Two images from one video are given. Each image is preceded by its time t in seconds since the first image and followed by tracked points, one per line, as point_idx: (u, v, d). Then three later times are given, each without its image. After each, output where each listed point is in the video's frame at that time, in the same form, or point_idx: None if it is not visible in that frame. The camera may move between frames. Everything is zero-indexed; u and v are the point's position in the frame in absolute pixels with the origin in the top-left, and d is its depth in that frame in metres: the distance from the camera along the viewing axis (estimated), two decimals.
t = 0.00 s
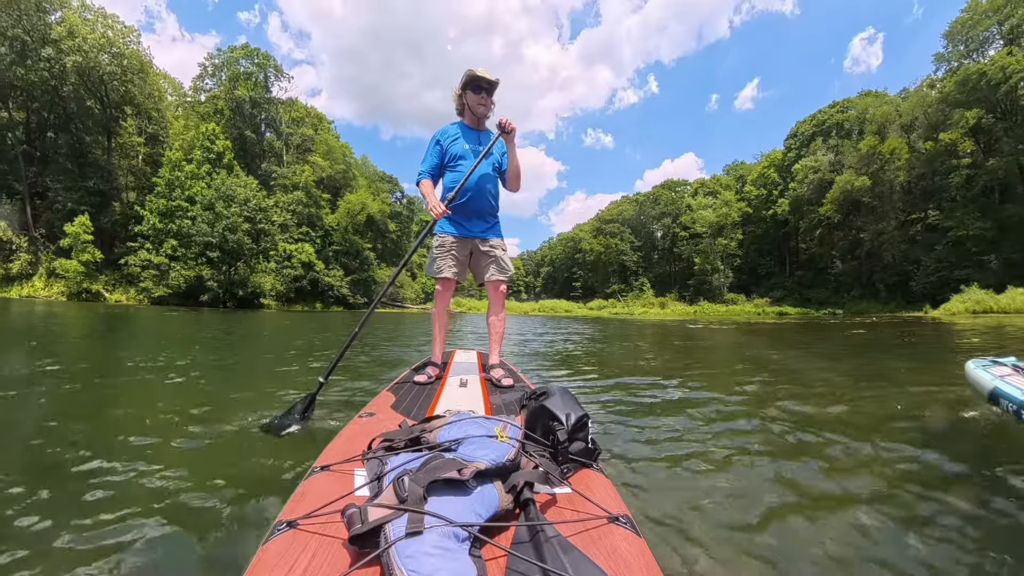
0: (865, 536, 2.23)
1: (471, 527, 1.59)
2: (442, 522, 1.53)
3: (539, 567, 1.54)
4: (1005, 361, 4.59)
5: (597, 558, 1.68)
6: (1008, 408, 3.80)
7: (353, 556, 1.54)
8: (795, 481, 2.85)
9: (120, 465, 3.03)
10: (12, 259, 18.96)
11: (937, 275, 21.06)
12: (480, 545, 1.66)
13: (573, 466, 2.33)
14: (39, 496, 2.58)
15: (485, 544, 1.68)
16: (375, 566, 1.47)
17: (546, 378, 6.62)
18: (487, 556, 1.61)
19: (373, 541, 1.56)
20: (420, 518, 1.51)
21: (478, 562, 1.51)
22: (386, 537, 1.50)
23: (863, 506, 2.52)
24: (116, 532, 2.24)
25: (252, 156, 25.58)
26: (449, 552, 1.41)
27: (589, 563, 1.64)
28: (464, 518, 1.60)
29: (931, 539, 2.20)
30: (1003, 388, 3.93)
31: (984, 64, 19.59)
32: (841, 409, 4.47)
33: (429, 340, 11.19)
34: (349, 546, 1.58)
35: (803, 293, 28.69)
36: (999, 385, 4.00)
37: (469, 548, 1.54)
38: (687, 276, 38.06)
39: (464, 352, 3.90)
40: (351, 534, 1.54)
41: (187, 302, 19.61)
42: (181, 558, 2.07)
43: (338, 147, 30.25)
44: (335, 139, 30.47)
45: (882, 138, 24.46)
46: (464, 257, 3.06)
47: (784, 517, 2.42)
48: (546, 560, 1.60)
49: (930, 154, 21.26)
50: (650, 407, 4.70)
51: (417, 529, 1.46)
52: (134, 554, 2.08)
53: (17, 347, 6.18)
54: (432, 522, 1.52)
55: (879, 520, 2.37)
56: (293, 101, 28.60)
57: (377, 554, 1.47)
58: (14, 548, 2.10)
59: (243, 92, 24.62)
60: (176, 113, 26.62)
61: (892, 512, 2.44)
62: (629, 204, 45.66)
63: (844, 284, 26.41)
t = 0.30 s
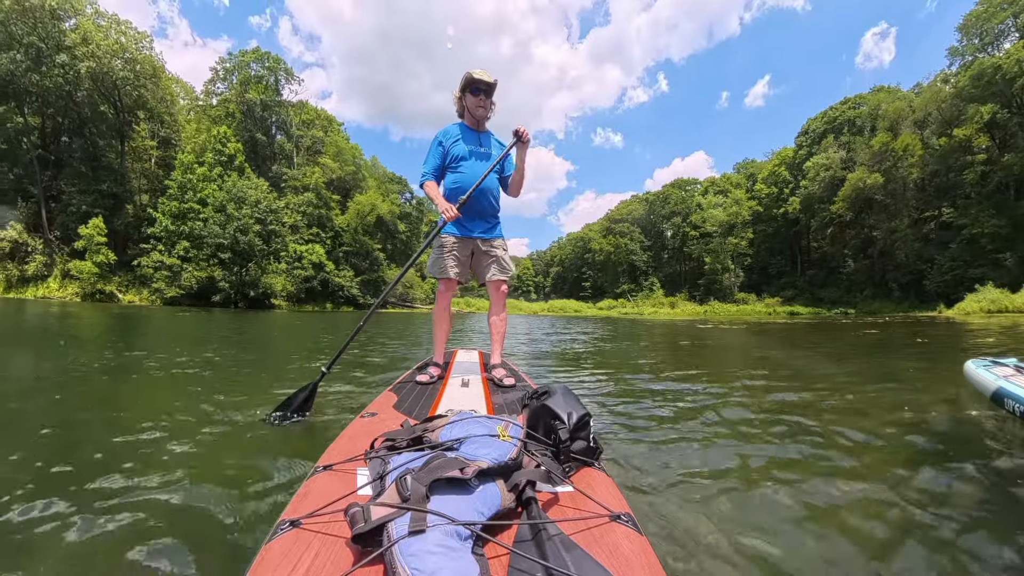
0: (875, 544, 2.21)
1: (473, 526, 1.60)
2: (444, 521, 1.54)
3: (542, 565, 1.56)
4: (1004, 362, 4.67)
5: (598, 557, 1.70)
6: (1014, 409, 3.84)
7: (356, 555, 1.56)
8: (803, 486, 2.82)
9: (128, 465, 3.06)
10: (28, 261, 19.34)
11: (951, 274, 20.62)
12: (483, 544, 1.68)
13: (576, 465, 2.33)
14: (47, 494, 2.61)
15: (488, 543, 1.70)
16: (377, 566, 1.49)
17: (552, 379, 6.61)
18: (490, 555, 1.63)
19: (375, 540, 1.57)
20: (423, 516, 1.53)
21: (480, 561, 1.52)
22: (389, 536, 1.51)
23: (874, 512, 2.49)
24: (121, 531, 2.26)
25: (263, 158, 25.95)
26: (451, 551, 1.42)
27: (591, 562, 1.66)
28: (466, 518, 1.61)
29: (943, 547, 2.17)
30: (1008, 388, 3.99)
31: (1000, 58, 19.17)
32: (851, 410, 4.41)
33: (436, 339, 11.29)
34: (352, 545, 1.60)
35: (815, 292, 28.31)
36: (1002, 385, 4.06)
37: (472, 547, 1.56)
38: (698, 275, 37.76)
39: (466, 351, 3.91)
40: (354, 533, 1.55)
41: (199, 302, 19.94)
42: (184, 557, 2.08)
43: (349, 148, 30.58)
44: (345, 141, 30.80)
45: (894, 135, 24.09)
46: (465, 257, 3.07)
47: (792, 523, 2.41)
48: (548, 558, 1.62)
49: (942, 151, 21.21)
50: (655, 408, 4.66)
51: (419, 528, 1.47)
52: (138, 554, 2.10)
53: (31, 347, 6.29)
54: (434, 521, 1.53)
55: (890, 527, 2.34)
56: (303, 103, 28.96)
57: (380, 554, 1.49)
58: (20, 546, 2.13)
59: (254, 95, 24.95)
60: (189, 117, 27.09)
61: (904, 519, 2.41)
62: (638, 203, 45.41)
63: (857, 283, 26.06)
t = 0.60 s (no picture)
0: (888, 548, 2.17)
1: (476, 526, 1.62)
2: (447, 522, 1.55)
3: (545, 565, 1.57)
4: (1006, 366, 4.75)
5: (601, 558, 1.71)
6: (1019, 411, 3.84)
7: (359, 556, 1.57)
8: (814, 488, 2.78)
9: (134, 466, 3.08)
10: (42, 262, 19.73)
11: (965, 273, 20.19)
12: (486, 544, 1.69)
13: (578, 464, 2.33)
14: (53, 493, 2.64)
15: (491, 543, 1.72)
16: (380, 566, 1.50)
17: (558, 379, 6.59)
18: (493, 555, 1.65)
19: (378, 540, 1.59)
20: (425, 517, 1.54)
21: (483, 561, 1.54)
22: (392, 537, 1.52)
23: (885, 515, 2.45)
24: (125, 533, 2.27)
25: (273, 160, 26.31)
26: (454, 551, 1.43)
27: (594, 563, 1.67)
28: (469, 518, 1.63)
29: (955, 552, 2.13)
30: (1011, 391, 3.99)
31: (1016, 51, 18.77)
32: (863, 413, 4.33)
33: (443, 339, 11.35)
34: (355, 546, 1.61)
35: (827, 292, 27.91)
36: (1009, 390, 4.05)
37: (474, 547, 1.57)
38: (708, 275, 37.43)
39: (467, 351, 3.91)
40: (356, 535, 1.56)
41: (210, 302, 20.26)
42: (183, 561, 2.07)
43: (358, 149, 30.88)
44: (355, 143, 31.11)
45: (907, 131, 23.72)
46: (467, 257, 3.08)
47: (801, 524, 2.38)
48: (551, 558, 1.63)
49: (956, 147, 21.12)
50: (662, 409, 4.62)
51: (423, 528, 1.49)
52: (139, 559, 2.09)
53: (44, 348, 6.40)
54: (437, 522, 1.55)
55: (904, 531, 2.29)
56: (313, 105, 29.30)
57: (382, 554, 1.50)
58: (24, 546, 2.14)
59: (265, 98, 25.28)
60: (200, 120, 27.52)
61: (919, 523, 2.36)
62: (647, 202, 45.14)
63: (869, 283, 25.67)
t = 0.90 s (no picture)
0: (899, 554, 2.12)
1: (478, 527, 1.62)
2: (450, 522, 1.56)
3: (548, 565, 1.57)
4: (1010, 366, 4.63)
5: (604, 557, 1.71)
6: None
7: (362, 557, 1.57)
8: (824, 493, 2.73)
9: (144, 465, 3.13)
10: (56, 264, 20.11)
11: (980, 271, 19.76)
12: (490, 545, 1.71)
13: (580, 463, 2.31)
14: (65, 492, 2.69)
15: (495, 543, 1.73)
16: (384, 568, 1.50)
17: (564, 379, 6.58)
18: (496, 555, 1.66)
19: (381, 542, 1.59)
20: (428, 518, 1.55)
21: (486, 562, 1.55)
22: (395, 538, 1.53)
23: (899, 521, 2.39)
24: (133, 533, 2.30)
25: (283, 162, 26.62)
26: (457, 552, 1.43)
27: (598, 562, 1.67)
28: (471, 518, 1.64)
29: (971, 560, 2.08)
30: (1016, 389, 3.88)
31: None
32: (874, 415, 4.26)
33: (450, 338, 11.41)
34: (358, 547, 1.61)
35: (839, 291, 27.54)
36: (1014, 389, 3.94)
37: (478, 548, 1.58)
38: (718, 274, 37.12)
39: (469, 352, 3.92)
40: (359, 536, 1.56)
41: (222, 303, 20.55)
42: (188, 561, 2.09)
43: (368, 151, 31.16)
44: (364, 144, 31.40)
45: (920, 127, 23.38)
46: (468, 257, 3.09)
47: (810, 530, 2.34)
48: (554, 558, 1.64)
49: (970, 143, 20.49)
50: (668, 411, 4.58)
51: (426, 529, 1.50)
52: (146, 556, 2.12)
53: (58, 349, 6.52)
54: (440, 522, 1.56)
55: (912, 536, 2.26)
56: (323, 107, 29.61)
57: (386, 556, 1.50)
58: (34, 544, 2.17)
59: (275, 101, 25.57)
60: (211, 123, 27.95)
61: (934, 528, 2.31)
62: (656, 202, 44.88)
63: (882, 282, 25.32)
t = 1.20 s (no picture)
0: (907, 562, 2.09)
1: (478, 526, 1.63)
2: (450, 522, 1.56)
3: (548, 564, 1.58)
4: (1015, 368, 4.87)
5: (604, 556, 1.71)
6: None
7: (362, 557, 1.58)
8: (835, 500, 2.68)
9: (152, 462, 3.18)
10: (69, 265, 20.46)
11: (994, 270, 19.39)
12: (490, 544, 1.71)
13: (580, 463, 2.31)
14: (73, 490, 2.73)
15: (494, 542, 1.73)
16: (383, 568, 1.51)
17: (570, 380, 6.58)
18: (496, 555, 1.66)
19: (380, 541, 1.59)
20: (428, 517, 1.55)
21: (486, 561, 1.55)
22: (395, 538, 1.54)
23: (913, 530, 2.34)
24: (137, 529, 2.34)
25: (293, 164, 26.89)
26: (457, 551, 1.44)
27: (598, 561, 1.67)
28: (471, 517, 1.64)
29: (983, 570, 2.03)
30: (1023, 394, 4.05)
31: None
32: (885, 419, 4.18)
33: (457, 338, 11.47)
34: (358, 547, 1.61)
35: (850, 290, 27.17)
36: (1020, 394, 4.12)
37: (478, 546, 1.59)
38: (728, 274, 36.78)
39: (469, 352, 3.93)
40: (359, 535, 1.57)
41: (232, 303, 20.81)
42: (190, 558, 2.12)
43: (376, 152, 31.42)
44: (373, 146, 31.66)
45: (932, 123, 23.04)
46: (466, 257, 3.11)
47: (819, 538, 2.29)
48: (554, 557, 1.64)
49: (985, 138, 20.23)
50: (674, 413, 4.53)
51: (425, 529, 1.50)
52: (151, 552, 2.15)
53: (71, 349, 6.64)
54: (440, 522, 1.56)
55: (918, 541, 2.24)
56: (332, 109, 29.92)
57: (386, 556, 1.51)
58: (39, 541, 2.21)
59: (285, 103, 25.87)
60: (222, 126, 28.32)
61: (948, 538, 2.26)
62: (665, 201, 44.60)
63: (894, 281, 24.99)
